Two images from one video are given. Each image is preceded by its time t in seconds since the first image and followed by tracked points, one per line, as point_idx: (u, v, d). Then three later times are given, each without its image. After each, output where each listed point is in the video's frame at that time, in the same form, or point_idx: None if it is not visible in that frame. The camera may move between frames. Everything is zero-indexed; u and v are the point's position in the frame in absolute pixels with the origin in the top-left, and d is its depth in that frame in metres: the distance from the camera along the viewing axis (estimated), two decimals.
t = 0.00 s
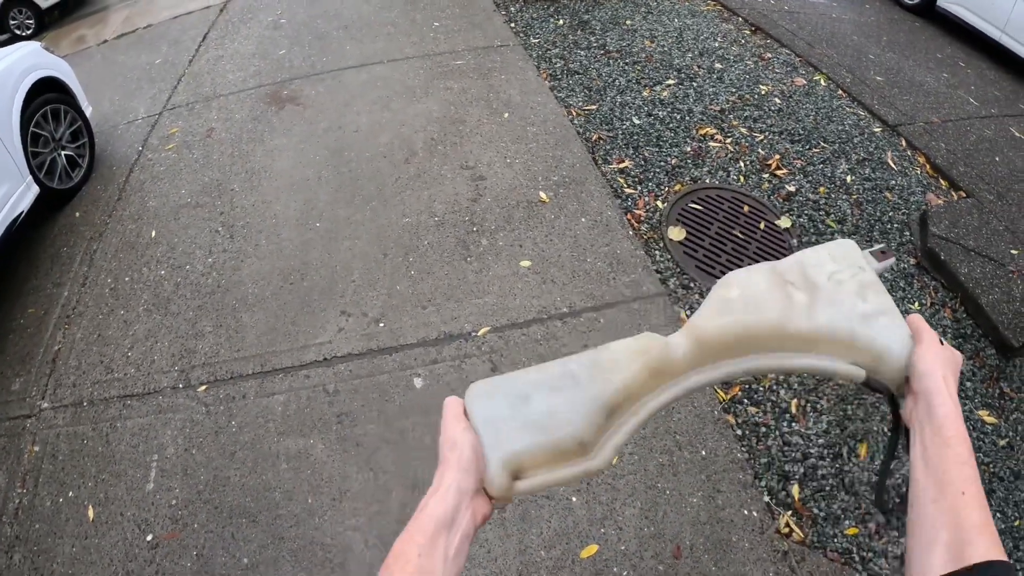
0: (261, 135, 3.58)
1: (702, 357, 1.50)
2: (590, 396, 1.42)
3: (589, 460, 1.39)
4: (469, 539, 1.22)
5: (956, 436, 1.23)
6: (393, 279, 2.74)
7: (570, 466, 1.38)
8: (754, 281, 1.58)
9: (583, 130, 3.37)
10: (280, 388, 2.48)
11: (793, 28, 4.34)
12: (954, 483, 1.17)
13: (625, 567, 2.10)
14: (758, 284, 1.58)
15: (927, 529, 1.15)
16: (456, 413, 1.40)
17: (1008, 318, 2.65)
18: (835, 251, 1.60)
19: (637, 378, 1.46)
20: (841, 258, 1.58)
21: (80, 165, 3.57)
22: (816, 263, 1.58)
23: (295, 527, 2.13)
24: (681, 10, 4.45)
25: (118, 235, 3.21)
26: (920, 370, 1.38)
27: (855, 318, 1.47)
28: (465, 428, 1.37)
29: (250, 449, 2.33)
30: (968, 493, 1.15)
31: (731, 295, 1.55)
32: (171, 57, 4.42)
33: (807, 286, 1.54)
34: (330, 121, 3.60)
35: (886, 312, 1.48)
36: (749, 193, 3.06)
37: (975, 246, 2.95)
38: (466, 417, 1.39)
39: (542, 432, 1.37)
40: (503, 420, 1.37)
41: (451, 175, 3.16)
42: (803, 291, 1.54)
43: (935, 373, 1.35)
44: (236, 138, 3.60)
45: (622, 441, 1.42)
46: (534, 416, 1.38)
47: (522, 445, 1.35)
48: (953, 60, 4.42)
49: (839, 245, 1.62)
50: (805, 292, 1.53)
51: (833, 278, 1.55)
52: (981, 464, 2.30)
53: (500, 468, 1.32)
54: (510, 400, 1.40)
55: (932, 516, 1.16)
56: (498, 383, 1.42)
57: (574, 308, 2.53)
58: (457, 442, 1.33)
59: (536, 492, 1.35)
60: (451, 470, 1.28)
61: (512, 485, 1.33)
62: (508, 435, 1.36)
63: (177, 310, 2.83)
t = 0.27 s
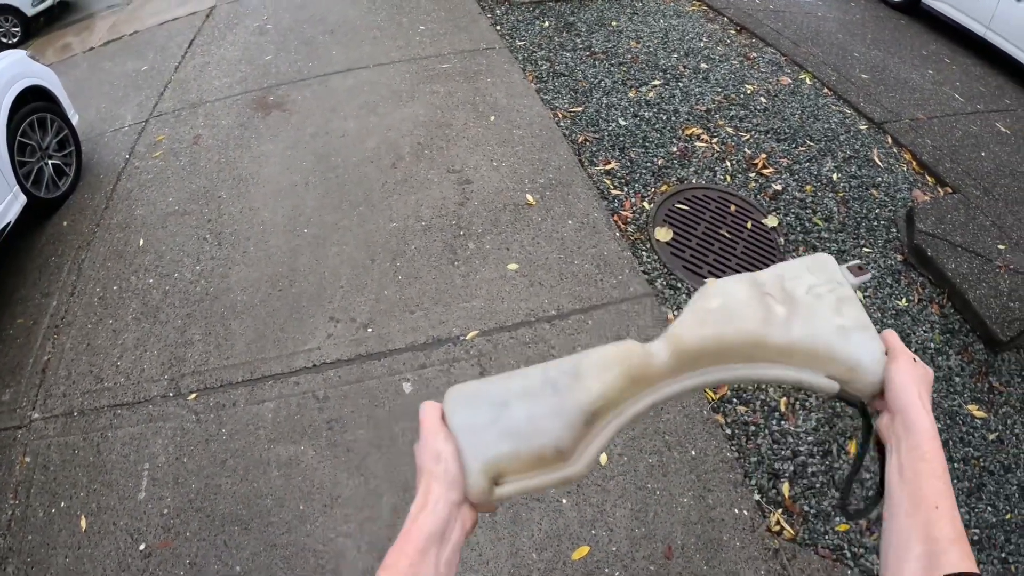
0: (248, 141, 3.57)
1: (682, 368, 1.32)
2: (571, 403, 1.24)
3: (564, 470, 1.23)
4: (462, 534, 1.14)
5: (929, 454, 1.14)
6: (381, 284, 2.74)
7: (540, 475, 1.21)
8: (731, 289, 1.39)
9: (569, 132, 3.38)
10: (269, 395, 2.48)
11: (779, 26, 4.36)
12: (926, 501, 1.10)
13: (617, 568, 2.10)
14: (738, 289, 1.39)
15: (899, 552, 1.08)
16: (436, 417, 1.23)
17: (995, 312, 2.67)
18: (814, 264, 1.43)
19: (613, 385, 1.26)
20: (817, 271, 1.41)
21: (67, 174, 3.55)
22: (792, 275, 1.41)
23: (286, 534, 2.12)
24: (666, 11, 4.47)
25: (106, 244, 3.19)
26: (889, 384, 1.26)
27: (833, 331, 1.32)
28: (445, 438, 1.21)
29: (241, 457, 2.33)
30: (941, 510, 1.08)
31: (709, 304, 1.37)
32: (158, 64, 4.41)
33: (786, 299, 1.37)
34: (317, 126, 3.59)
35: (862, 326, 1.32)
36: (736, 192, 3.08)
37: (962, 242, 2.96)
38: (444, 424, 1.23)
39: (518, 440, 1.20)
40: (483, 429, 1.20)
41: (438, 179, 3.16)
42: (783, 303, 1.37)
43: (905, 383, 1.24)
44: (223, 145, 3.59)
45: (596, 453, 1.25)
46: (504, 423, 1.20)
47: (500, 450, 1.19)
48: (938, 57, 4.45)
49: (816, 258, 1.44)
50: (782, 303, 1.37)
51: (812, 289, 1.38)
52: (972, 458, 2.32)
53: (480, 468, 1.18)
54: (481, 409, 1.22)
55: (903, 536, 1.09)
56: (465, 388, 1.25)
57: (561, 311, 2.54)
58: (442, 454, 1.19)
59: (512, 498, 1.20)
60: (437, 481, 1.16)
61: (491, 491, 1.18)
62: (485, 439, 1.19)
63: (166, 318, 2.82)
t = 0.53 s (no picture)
0: (229, 149, 3.54)
1: (658, 367, 1.56)
2: (567, 411, 1.46)
3: (557, 485, 1.41)
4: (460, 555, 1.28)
5: (934, 425, 1.29)
6: (366, 290, 2.72)
7: (537, 493, 1.39)
8: (707, 284, 1.67)
9: (551, 131, 3.37)
10: (256, 404, 2.45)
11: (758, 22, 4.38)
12: (933, 471, 1.24)
13: (611, 568, 2.10)
14: (713, 283, 1.67)
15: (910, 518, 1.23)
16: (425, 456, 1.39)
17: (979, 301, 2.74)
18: (787, 237, 1.73)
19: (595, 395, 1.49)
20: (790, 251, 1.69)
21: (47, 185, 3.50)
22: (767, 256, 1.70)
23: (278, 544, 2.10)
24: (645, 9, 4.47)
25: (88, 256, 3.15)
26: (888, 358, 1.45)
27: (805, 308, 1.59)
28: (434, 470, 1.37)
29: (229, 468, 2.30)
30: (951, 485, 1.21)
31: (684, 301, 1.63)
32: (136, 72, 4.36)
33: (761, 282, 1.65)
34: (297, 131, 3.56)
35: (844, 302, 1.58)
36: (719, 188, 3.09)
37: (944, 232, 3.01)
38: (433, 459, 1.39)
39: (506, 466, 1.38)
40: (469, 460, 1.38)
41: (421, 182, 3.15)
42: (759, 286, 1.65)
43: (900, 355, 1.43)
44: (203, 152, 3.56)
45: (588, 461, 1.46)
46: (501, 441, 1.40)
47: (492, 477, 1.36)
48: (917, 49, 4.49)
49: (791, 233, 1.73)
50: (759, 285, 1.65)
51: (785, 270, 1.65)
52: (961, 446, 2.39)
53: (474, 501, 1.33)
54: (472, 440, 1.41)
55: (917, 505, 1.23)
56: (453, 419, 1.44)
57: (547, 312, 2.54)
58: (434, 488, 1.35)
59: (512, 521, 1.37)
60: (432, 514, 1.32)
61: (485, 518, 1.34)
62: (483, 460, 1.38)
63: (150, 329, 2.79)
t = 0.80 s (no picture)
0: (205, 157, 3.51)
1: (619, 394, 1.37)
2: (515, 444, 1.29)
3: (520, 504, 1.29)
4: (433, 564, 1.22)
5: (912, 457, 1.13)
6: (347, 295, 2.71)
7: (503, 510, 1.28)
8: (670, 307, 1.43)
9: (527, 130, 3.38)
10: (241, 415, 2.44)
11: (731, 15, 4.41)
12: (915, 508, 1.09)
13: (602, 565, 2.10)
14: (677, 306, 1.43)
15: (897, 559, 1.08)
16: (402, 474, 1.31)
17: (958, 287, 2.83)
18: (757, 257, 1.45)
19: (556, 423, 1.31)
20: (763, 270, 1.42)
21: (23, 201, 3.44)
22: (739, 278, 1.43)
23: (269, 555, 2.09)
24: (619, 5, 4.48)
25: (66, 270, 3.11)
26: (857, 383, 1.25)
27: (776, 334, 1.34)
28: (412, 490, 1.28)
29: (217, 479, 2.29)
30: (931, 518, 1.08)
31: (647, 327, 1.40)
32: (109, 82, 4.31)
33: (727, 306, 1.41)
34: (274, 137, 3.54)
35: (812, 324, 1.35)
36: (696, 182, 3.11)
37: (921, 220, 3.10)
38: (411, 478, 1.30)
39: (474, 485, 1.26)
40: (440, 478, 1.27)
41: (399, 185, 3.13)
42: (724, 312, 1.40)
43: (876, 379, 1.23)
44: (180, 161, 3.52)
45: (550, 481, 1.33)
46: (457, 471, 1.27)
47: (462, 496, 1.25)
48: (891, 39, 4.54)
49: (761, 252, 1.46)
50: (726, 311, 1.40)
51: (755, 292, 1.39)
52: (944, 430, 2.45)
53: (446, 514, 1.24)
54: (438, 461, 1.29)
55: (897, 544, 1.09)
56: (422, 442, 1.32)
57: (529, 312, 2.54)
58: (410, 504, 1.27)
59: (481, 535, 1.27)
60: (404, 527, 1.25)
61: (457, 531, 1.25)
62: (440, 489, 1.26)
63: (132, 342, 2.76)
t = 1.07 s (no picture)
0: (181, 165, 3.47)
1: (635, 404, 1.39)
2: (532, 459, 1.31)
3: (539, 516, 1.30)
4: None
5: (924, 452, 1.16)
6: (328, 300, 2.69)
7: (520, 520, 1.29)
8: (677, 317, 1.47)
9: (503, 130, 3.36)
10: (225, 426, 2.41)
11: (705, 10, 4.43)
12: (923, 502, 1.11)
13: (593, 563, 2.10)
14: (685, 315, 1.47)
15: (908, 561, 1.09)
16: (426, 490, 1.33)
17: (936, 273, 2.87)
18: (762, 265, 1.49)
19: (570, 434, 1.34)
20: (768, 280, 1.46)
21: None
22: (743, 286, 1.47)
23: (259, 566, 2.07)
24: (593, 2, 4.49)
25: (43, 286, 3.06)
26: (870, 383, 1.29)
27: (783, 340, 1.38)
28: (435, 505, 1.29)
29: (204, 492, 2.26)
30: (943, 516, 1.09)
31: (657, 337, 1.44)
32: (81, 93, 4.25)
33: (736, 314, 1.43)
34: (249, 143, 3.50)
35: (818, 329, 1.38)
36: (674, 177, 3.12)
37: (898, 208, 3.14)
38: (434, 493, 1.31)
39: (493, 499, 1.27)
40: (460, 491, 1.29)
41: (377, 188, 3.11)
42: (734, 319, 1.43)
43: (888, 378, 1.26)
44: (155, 171, 3.48)
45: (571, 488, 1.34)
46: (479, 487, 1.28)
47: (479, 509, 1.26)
48: (863, 29, 4.59)
49: (766, 260, 1.50)
50: (734, 319, 1.43)
51: (761, 300, 1.43)
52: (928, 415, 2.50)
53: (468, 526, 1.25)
54: (462, 473, 1.31)
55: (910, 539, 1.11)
56: (442, 460, 1.34)
57: (511, 311, 2.54)
58: (431, 517, 1.27)
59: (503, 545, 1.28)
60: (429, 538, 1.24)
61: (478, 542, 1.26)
62: (460, 503, 1.27)
63: (113, 356, 2.72)
